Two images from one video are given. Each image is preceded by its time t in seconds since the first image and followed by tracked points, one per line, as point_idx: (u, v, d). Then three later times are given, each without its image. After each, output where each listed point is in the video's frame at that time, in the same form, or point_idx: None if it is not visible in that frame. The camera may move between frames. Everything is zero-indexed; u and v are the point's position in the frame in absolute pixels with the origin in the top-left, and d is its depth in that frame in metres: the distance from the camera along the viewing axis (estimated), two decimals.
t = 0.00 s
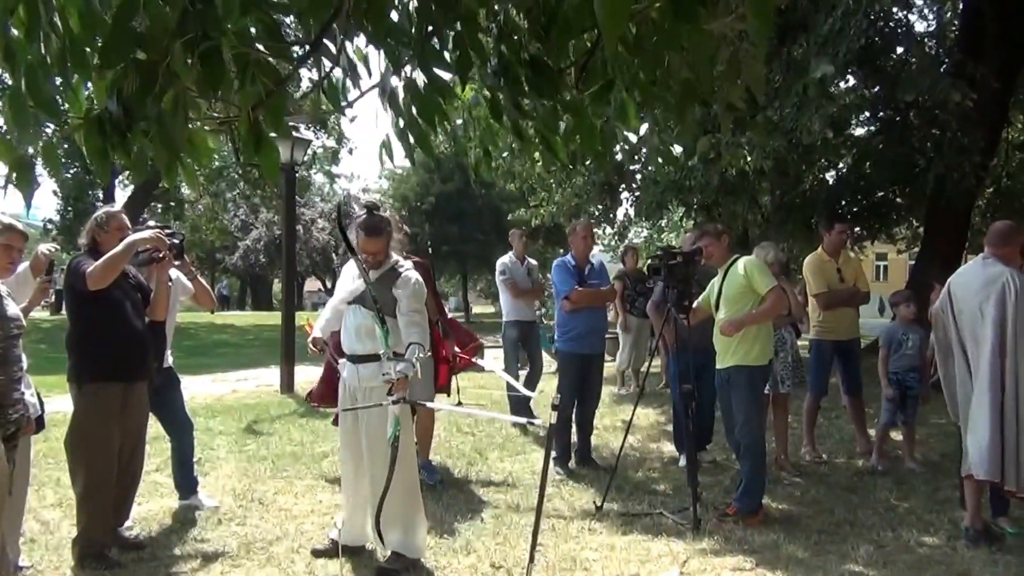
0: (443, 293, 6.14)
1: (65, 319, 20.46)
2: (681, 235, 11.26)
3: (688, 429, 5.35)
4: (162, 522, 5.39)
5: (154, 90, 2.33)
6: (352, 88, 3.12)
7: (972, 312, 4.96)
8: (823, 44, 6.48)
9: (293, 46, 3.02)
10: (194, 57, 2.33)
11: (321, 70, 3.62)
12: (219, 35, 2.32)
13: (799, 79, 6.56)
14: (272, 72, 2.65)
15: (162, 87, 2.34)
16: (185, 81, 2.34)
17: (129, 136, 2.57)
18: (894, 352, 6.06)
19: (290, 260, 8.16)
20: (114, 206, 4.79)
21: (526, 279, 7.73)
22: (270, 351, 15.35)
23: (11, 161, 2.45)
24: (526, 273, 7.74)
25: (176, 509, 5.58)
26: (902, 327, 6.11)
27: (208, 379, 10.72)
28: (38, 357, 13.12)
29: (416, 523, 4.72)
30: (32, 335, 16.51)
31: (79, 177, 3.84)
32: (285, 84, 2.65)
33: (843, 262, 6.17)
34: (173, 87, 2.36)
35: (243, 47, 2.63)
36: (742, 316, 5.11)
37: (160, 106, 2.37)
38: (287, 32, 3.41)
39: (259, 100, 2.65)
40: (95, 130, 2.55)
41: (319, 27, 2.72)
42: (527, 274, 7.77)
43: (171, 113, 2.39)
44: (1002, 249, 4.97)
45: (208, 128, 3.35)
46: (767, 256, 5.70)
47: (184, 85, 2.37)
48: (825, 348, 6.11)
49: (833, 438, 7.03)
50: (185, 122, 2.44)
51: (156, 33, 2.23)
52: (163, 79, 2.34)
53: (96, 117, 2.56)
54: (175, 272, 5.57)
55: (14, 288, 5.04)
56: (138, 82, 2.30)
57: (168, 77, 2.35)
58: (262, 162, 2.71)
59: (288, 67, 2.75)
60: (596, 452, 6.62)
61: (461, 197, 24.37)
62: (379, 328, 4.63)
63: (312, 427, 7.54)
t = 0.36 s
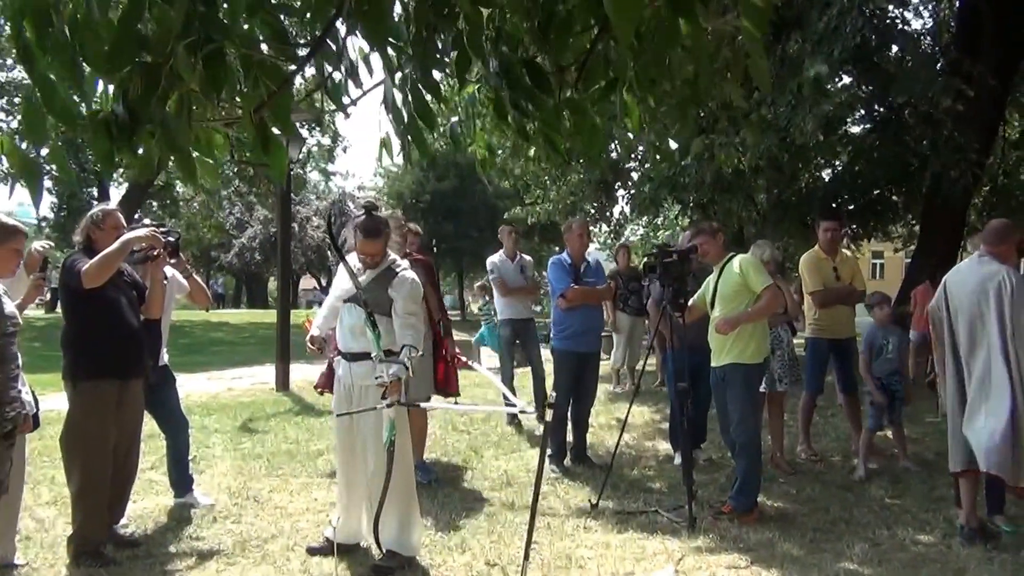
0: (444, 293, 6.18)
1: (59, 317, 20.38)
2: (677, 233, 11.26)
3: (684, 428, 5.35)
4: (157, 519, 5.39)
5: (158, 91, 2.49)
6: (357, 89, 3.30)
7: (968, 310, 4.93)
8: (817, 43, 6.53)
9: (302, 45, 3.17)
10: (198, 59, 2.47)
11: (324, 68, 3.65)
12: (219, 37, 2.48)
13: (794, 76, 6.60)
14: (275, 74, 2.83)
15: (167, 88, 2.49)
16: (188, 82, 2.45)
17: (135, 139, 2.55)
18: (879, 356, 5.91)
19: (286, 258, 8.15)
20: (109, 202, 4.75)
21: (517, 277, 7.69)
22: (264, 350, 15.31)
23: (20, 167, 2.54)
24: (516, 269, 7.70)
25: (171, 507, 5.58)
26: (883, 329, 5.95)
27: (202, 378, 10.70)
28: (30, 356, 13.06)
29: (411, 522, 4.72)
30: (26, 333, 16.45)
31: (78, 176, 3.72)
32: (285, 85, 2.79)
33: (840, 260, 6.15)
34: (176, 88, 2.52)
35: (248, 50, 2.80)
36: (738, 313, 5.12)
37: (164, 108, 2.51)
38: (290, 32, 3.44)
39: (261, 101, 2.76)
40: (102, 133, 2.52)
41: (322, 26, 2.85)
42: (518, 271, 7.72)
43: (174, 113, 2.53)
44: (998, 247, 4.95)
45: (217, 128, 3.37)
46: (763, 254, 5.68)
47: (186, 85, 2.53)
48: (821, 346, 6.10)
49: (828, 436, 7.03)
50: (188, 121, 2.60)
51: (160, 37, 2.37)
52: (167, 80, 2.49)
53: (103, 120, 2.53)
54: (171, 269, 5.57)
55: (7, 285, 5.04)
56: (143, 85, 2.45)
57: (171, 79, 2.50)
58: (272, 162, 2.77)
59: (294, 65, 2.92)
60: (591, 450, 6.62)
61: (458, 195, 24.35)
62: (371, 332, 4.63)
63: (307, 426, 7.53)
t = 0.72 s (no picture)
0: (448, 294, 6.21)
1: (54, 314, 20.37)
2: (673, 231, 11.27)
3: (678, 425, 5.35)
4: (152, 517, 5.40)
5: (149, 85, 2.46)
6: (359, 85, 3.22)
7: (959, 307, 4.93)
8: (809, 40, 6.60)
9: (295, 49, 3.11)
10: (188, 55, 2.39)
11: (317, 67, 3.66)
12: (213, 35, 2.37)
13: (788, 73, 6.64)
14: (270, 70, 2.79)
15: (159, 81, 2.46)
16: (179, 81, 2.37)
17: (126, 134, 2.60)
18: (861, 354, 5.85)
19: (280, 255, 8.15)
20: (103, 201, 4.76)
21: (511, 274, 7.72)
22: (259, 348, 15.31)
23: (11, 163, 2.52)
24: (510, 267, 7.75)
25: (165, 505, 5.58)
26: (864, 324, 5.89)
27: (196, 376, 10.70)
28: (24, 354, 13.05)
29: (405, 520, 4.72)
30: (21, 331, 16.45)
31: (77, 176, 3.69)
32: (281, 82, 2.75)
33: (835, 259, 6.14)
34: (170, 83, 2.49)
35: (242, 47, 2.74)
36: (734, 313, 5.10)
37: (156, 105, 2.47)
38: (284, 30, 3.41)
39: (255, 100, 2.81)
40: (94, 129, 2.57)
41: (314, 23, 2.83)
42: (512, 269, 7.75)
43: (167, 109, 2.49)
44: (993, 245, 4.94)
45: (214, 127, 3.36)
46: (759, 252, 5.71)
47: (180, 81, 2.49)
48: (816, 344, 6.12)
49: (823, 434, 7.03)
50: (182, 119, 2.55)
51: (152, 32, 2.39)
52: (159, 75, 2.47)
53: (94, 117, 2.58)
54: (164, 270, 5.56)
55: None
56: (136, 76, 2.44)
57: (166, 74, 2.47)
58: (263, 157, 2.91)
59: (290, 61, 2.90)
60: (585, 448, 6.63)
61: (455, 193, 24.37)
62: (367, 333, 4.61)
63: (302, 424, 7.53)
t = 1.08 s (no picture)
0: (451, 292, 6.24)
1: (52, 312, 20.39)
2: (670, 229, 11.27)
3: (673, 423, 5.35)
4: (147, 515, 5.40)
5: (138, 85, 2.44)
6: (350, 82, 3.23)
7: (953, 303, 4.94)
8: (802, 36, 6.64)
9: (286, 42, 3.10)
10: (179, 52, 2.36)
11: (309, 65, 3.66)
12: (202, 33, 2.36)
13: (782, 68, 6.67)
14: (258, 68, 2.72)
15: (147, 82, 2.44)
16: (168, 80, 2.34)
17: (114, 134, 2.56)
18: (852, 351, 5.87)
19: (275, 253, 8.16)
20: (98, 198, 4.74)
21: (512, 273, 7.71)
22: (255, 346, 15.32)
23: None
24: (511, 265, 7.74)
25: (160, 503, 5.59)
26: (856, 323, 5.91)
27: (193, 374, 10.71)
28: (19, 351, 13.07)
29: (400, 518, 4.71)
30: (18, 328, 16.47)
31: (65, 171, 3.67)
32: (271, 80, 2.73)
33: (829, 256, 6.15)
34: (158, 82, 2.45)
35: (231, 45, 2.72)
36: (727, 312, 5.10)
37: (145, 103, 2.45)
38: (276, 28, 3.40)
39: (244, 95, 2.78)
40: (82, 128, 2.53)
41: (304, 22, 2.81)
42: (512, 267, 7.75)
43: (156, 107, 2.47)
44: (988, 242, 4.93)
45: (205, 125, 3.35)
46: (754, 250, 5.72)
47: (169, 81, 2.46)
48: (811, 342, 6.12)
49: (818, 433, 7.03)
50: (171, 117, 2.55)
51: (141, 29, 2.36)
52: (147, 74, 2.44)
53: (82, 115, 2.54)
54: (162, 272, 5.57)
55: None
56: (124, 73, 2.43)
57: (153, 72, 2.44)
58: (252, 155, 2.81)
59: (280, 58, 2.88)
60: (581, 447, 6.63)
61: (454, 192, 24.39)
62: (363, 334, 4.59)
63: (297, 422, 7.54)
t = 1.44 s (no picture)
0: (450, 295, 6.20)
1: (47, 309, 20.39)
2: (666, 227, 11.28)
3: (668, 421, 5.34)
4: (141, 513, 5.41)
5: (130, 83, 2.41)
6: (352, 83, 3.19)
7: (947, 304, 4.92)
8: (796, 33, 6.66)
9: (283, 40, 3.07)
10: (169, 52, 2.36)
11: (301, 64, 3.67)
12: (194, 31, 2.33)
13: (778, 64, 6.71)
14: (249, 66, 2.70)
15: (138, 83, 2.41)
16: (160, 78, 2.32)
17: (106, 133, 2.53)
18: (847, 349, 5.86)
19: (270, 251, 8.17)
20: (96, 197, 4.70)
21: (517, 271, 7.72)
22: (250, 344, 15.32)
23: None
24: (516, 263, 7.75)
25: (154, 500, 5.59)
26: (852, 321, 5.90)
27: (188, 372, 10.71)
28: (13, 349, 13.07)
29: (394, 516, 4.71)
30: (12, 326, 16.46)
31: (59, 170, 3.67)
32: (262, 79, 2.71)
33: (823, 254, 6.16)
34: (148, 81, 2.41)
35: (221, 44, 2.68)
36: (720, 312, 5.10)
37: (136, 101, 2.42)
38: (269, 27, 3.39)
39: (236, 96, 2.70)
40: (74, 126, 2.52)
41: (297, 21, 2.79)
42: (518, 266, 7.76)
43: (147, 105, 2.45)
44: (983, 242, 4.92)
45: (196, 125, 3.35)
46: (748, 248, 5.72)
47: (160, 79, 2.42)
48: (805, 340, 6.13)
49: (812, 431, 7.03)
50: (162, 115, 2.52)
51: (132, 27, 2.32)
52: (139, 72, 2.41)
53: (74, 113, 2.52)
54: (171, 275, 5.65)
55: None
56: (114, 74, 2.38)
57: (144, 71, 2.41)
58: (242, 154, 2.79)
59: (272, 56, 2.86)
60: (575, 445, 6.64)
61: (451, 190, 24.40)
62: (357, 333, 4.58)
63: (291, 420, 7.54)
